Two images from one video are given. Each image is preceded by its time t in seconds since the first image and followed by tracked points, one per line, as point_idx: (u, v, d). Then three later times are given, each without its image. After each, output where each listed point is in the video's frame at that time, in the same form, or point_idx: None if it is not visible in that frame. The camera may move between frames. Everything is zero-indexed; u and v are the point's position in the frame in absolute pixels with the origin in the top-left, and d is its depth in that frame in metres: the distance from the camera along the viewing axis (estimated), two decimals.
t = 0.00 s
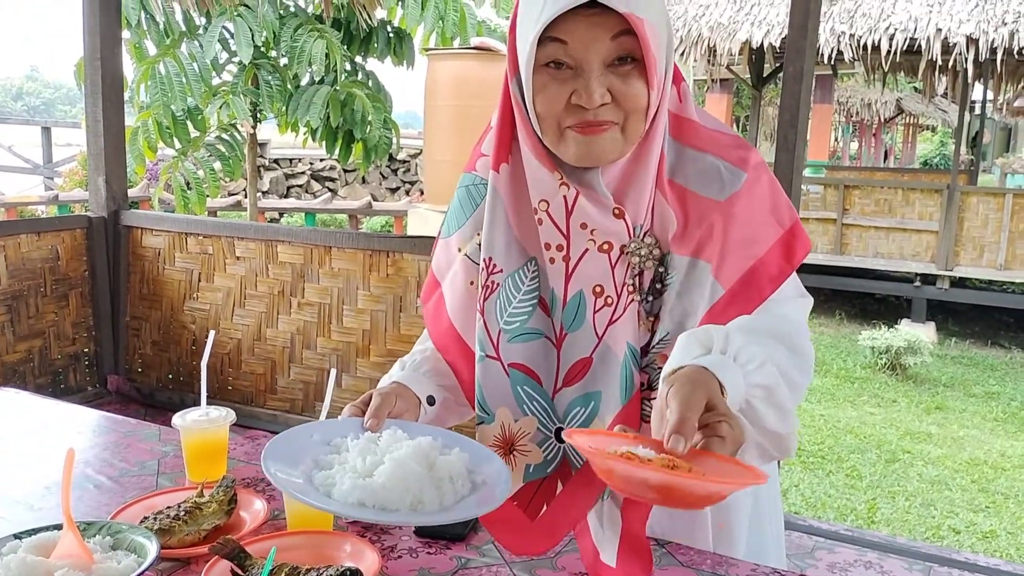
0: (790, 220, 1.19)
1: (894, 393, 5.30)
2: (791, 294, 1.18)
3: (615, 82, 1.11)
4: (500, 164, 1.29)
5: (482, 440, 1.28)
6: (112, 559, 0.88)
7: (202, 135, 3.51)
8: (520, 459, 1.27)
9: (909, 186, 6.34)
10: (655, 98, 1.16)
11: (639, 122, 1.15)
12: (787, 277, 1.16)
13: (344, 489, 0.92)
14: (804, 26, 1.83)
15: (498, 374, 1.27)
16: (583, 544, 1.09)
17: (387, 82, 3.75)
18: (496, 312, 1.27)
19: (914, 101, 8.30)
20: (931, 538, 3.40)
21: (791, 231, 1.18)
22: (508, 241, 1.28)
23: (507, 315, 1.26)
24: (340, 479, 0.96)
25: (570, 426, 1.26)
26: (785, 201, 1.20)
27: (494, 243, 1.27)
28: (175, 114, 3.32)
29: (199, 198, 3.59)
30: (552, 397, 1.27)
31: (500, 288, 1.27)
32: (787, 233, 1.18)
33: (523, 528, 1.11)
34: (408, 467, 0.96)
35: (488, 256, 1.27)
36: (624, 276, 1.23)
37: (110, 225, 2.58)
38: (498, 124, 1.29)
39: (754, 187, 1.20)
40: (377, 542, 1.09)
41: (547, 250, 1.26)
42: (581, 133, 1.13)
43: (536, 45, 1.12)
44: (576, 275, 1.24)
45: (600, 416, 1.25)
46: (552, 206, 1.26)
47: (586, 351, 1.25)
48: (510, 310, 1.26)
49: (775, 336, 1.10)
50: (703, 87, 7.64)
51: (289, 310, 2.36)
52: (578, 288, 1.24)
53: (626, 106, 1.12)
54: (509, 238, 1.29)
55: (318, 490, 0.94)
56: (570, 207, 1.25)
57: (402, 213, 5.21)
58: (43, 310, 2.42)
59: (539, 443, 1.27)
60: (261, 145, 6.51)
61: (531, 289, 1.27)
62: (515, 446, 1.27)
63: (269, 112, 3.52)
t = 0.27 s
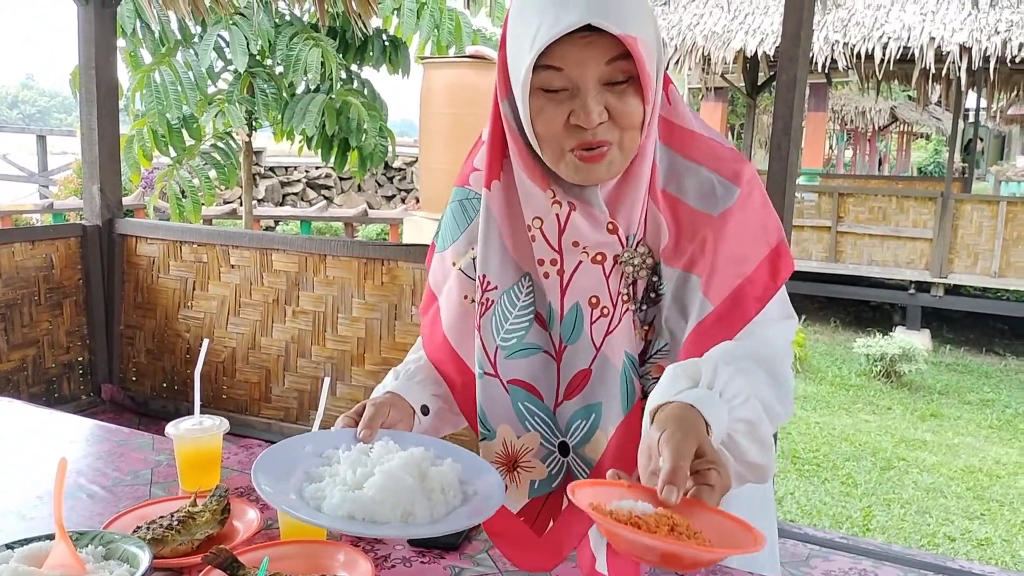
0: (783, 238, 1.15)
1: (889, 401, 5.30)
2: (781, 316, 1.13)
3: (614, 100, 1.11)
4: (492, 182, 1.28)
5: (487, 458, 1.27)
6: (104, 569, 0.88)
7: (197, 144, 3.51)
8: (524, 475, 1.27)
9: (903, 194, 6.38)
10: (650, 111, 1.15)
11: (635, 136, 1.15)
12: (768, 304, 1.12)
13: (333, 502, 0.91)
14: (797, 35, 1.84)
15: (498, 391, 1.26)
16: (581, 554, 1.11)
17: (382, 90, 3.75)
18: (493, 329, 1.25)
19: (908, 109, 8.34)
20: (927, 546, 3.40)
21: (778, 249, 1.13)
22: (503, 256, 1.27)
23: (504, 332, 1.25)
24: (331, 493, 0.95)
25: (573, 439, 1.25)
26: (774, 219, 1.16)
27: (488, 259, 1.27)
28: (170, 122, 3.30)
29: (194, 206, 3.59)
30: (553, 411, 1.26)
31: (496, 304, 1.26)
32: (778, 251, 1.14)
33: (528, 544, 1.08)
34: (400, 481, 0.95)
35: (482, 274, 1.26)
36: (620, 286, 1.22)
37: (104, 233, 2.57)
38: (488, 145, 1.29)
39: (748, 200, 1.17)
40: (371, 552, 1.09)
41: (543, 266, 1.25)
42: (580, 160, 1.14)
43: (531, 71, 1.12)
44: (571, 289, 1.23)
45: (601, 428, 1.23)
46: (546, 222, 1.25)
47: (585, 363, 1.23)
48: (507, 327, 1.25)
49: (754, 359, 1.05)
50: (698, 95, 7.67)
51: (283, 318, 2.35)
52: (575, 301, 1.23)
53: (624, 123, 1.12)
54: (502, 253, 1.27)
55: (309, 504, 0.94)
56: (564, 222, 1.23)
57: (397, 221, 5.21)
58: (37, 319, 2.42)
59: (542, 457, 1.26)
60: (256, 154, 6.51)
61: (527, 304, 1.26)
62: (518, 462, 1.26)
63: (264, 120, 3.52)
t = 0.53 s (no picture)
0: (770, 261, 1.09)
1: (879, 407, 5.31)
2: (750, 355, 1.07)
3: (581, 97, 1.05)
4: (485, 173, 1.24)
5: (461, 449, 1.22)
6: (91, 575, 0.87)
7: (188, 150, 3.50)
8: (500, 468, 1.21)
9: (893, 200, 6.40)
10: (624, 109, 1.08)
11: (610, 136, 1.08)
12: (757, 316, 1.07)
13: (312, 518, 0.91)
14: (786, 41, 1.84)
15: (480, 385, 1.20)
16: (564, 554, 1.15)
17: (373, 97, 3.75)
18: (478, 320, 1.20)
19: (897, 117, 8.39)
20: (918, 551, 3.40)
21: (764, 270, 1.08)
22: (492, 249, 1.22)
23: (490, 324, 1.20)
24: (311, 508, 0.95)
25: (552, 436, 1.19)
26: (767, 238, 1.10)
27: (478, 251, 1.22)
28: (160, 129, 3.29)
29: (185, 213, 3.58)
30: (534, 408, 1.21)
31: (483, 297, 1.21)
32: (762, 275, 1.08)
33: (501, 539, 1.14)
34: (380, 493, 0.94)
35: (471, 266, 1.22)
36: (608, 289, 1.15)
37: (94, 239, 2.56)
38: (483, 134, 1.24)
39: (739, 218, 1.09)
40: (361, 558, 1.08)
41: (534, 260, 1.19)
42: (550, 155, 1.09)
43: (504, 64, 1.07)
44: (560, 286, 1.18)
45: (580, 429, 1.16)
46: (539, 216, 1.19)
47: (569, 363, 1.17)
48: (493, 319, 1.20)
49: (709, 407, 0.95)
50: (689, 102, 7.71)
51: (274, 324, 2.35)
52: (562, 300, 1.17)
53: (594, 120, 1.06)
54: (493, 245, 1.22)
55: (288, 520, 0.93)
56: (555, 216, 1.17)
57: (389, 227, 5.21)
58: (26, 325, 2.40)
59: (519, 452, 1.21)
60: (247, 160, 6.50)
61: (516, 299, 1.21)
62: (495, 455, 1.21)
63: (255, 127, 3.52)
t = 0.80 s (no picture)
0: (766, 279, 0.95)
1: (875, 410, 5.32)
2: (730, 384, 0.94)
3: (534, 105, 0.98)
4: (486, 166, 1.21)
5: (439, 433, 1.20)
6: None
7: (183, 154, 3.49)
8: (474, 458, 1.19)
9: (888, 203, 6.42)
10: (584, 118, 0.99)
11: (571, 144, 1.01)
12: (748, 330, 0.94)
13: (283, 514, 0.90)
14: (781, 44, 1.84)
15: (462, 375, 1.19)
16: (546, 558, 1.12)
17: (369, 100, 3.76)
18: (465, 310, 1.19)
19: (893, 120, 8.42)
20: (914, 554, 3.40)
21: (754, 288, 0.94)
22: (485, 244, 1.20)
23: (476, 315, 1.18)
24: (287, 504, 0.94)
25: (528, 433, 1.15)
26: (760, 253, 0.96)
27: (474, 244, 1.20)
28: (157, 132, 3.29)
29: (180, 217, 3.58)
30: (513, 403, 1.17)
31: (470, 288, 1.19)
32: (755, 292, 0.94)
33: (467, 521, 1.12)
34: (356, 488, 0.93)
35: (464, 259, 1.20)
36: (594, 289, 1.09)
37: (89, 243, 2.56)
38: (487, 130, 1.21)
39: (733, 233, 0.96)
40: (356, 562, 1.08)
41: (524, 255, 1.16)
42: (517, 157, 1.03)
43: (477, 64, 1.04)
44: (547, 283, 1.13)
45: (554, 426, 1.12)
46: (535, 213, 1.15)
47: (550, 360, 1.13)
48: (479, 311, 1.18)
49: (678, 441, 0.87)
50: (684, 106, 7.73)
51: (269, 327, 2.34)
52: (549, 298, 1.13)
53: (550, 127, 0.99)
54: (487, 240, 1.20)
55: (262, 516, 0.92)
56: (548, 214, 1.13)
57: (385, 231, 5.22)
58: (20, 329, 2.40)
59: (494, 445, 1.17)
60: (243, 164, 6.50)
61: (507, 294, 1.18)
62: (470, 445, 1.19)
63: (251, 130, 3.52)
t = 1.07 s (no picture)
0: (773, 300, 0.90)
1: (880, 414, 5.30)
2: (731, 399, 0.90)
3: (516, 107, 0.95)
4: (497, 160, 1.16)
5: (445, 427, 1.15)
6: None
7: (188, 159, 3.49)
8: (478, 451, 1.12)
9: (892, 207, 6.42)
10: (565, 121, 0.94)
11: (552, 147, 0.96)
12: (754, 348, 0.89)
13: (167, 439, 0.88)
14: (784, 49, 1.85)
15: (468, 368, 1.14)
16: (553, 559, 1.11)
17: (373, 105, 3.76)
18: (472, 304, 1.14)
19: (896, 124, 8.42)
20: (919, 558, 3.39)
21: (761, 308, 0.90)
22: (492, 238, 1.14)
23: (482, 310, 1.13)
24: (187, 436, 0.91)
25: (532, 427, 1.09)
26: (769, 272, 0.91)
27: (480, 237, 1.14)
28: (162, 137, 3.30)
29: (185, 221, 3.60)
30: (517, 398, 1.11)
31: (478, 283, 1.14)
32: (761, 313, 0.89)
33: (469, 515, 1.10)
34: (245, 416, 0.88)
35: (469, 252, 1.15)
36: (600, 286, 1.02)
37: (95, 247, 2.57)
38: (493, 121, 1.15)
39: (743, 250, 0.90)
40: (362, 564, 1.09)
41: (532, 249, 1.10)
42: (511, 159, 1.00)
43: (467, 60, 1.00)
44: (552, 280, 1.07)
45: (559, 421, 1.06)
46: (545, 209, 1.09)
47: (553, 357, 1.07)
48: (486, 306, 1.13)
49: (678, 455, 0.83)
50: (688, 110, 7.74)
51: (274, 331, 2.35)
52: (552, 294, 1.07)
53: (533, 129, 0.95)
54: (495, 234, 1.14)
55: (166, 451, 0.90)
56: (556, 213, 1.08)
57: (389, 236, 5.23)
58: (26, 333, 2.41)
59: (499, 438, 1.12)
60: (248, 169, 6.52)
61: (513, 290, 1.13)
62: (474, 438, 1.13)
63: (256, 135, 3.53)
